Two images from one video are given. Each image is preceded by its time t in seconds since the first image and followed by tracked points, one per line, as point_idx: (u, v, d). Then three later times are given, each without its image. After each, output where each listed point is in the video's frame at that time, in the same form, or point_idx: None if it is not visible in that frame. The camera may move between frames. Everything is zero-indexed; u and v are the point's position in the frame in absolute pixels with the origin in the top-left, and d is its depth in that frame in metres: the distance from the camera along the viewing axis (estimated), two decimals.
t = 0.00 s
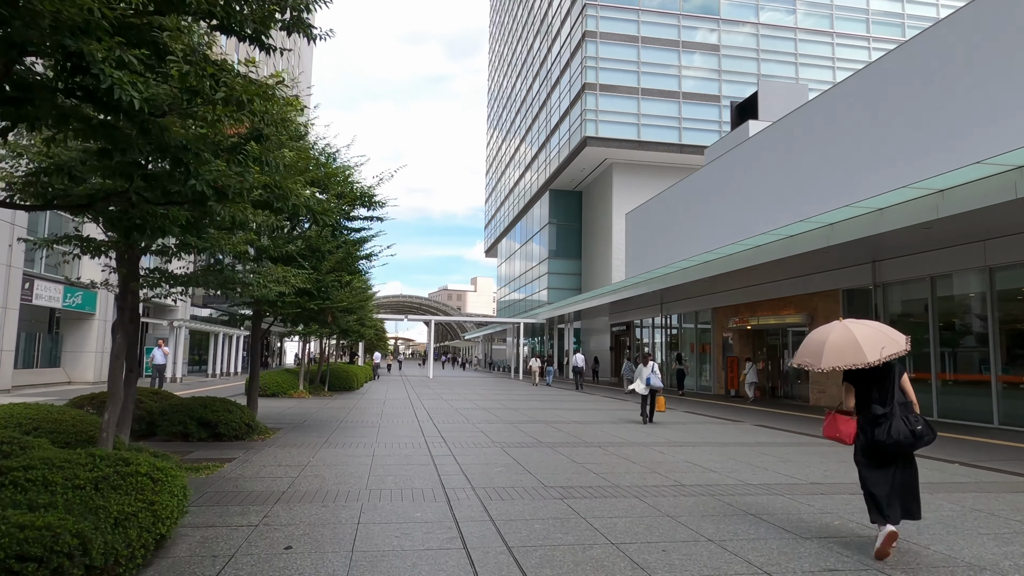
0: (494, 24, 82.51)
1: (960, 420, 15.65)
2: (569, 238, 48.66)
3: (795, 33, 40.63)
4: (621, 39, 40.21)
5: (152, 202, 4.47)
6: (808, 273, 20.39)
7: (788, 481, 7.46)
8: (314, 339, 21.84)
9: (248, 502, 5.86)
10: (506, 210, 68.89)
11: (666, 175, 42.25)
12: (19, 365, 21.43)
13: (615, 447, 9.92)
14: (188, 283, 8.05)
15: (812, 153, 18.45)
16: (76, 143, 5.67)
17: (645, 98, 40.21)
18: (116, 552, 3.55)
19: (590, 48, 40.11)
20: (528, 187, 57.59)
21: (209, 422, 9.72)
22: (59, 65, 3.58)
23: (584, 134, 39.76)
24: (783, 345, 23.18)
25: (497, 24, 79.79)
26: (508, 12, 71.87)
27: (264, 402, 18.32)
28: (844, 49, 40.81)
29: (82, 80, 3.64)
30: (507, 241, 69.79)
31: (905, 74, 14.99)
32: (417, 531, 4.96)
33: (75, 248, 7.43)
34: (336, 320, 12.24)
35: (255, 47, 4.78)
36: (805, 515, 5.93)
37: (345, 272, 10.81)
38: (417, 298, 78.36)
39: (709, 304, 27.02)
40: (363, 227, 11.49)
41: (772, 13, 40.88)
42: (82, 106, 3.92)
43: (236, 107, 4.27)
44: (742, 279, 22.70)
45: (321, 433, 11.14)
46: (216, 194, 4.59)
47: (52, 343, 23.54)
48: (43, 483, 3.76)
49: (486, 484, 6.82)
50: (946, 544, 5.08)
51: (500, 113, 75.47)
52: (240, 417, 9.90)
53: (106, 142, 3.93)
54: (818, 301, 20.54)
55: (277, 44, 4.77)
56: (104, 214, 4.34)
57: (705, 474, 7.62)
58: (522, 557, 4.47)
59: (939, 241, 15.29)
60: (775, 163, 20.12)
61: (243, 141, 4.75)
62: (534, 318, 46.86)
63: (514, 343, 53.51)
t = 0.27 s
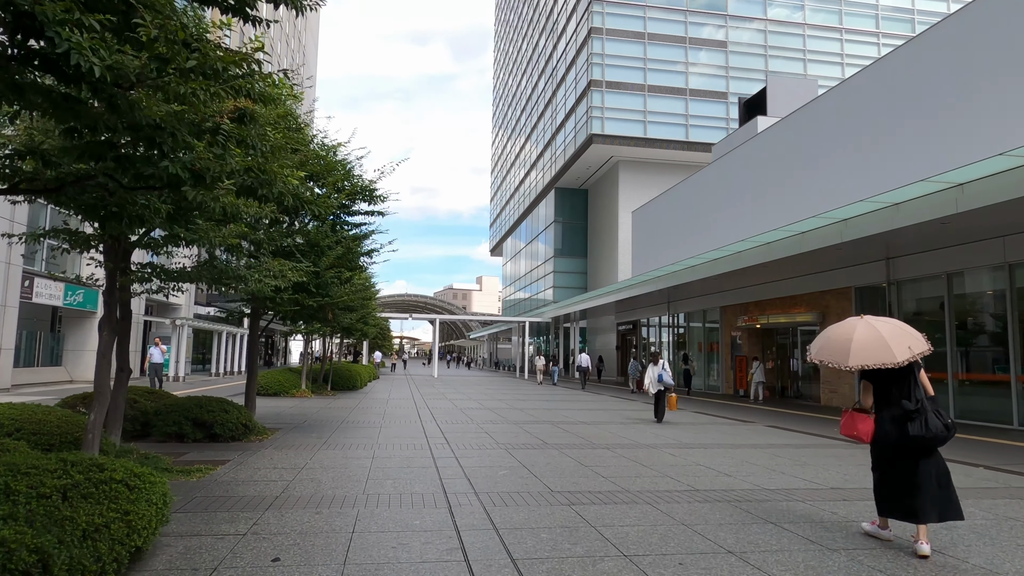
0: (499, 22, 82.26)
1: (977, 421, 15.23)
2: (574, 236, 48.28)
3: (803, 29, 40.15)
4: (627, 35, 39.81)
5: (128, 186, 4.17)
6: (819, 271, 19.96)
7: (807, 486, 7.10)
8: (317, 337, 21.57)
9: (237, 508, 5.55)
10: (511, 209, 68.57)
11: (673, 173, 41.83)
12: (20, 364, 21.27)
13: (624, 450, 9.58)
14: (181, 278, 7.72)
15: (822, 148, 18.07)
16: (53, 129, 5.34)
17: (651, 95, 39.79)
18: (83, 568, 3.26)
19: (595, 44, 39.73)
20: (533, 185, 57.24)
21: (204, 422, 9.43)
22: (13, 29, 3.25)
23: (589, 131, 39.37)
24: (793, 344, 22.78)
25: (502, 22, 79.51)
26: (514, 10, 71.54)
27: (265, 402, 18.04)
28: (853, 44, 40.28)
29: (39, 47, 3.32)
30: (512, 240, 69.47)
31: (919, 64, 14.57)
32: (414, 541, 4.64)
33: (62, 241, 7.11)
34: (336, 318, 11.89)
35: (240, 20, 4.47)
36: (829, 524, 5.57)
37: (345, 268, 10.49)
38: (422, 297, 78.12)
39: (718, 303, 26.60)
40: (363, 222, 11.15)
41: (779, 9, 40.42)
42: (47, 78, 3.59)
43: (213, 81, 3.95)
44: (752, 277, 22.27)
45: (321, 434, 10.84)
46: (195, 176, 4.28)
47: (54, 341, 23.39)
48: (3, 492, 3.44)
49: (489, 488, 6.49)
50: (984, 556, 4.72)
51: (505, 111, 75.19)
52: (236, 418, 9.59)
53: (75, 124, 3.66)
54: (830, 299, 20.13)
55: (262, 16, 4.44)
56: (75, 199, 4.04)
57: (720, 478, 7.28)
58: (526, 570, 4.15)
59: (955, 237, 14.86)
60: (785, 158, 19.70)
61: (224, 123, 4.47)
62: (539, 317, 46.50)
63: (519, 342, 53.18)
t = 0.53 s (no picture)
0: (503, 21, 82.02)
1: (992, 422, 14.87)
2: (579, 236, 47.97)
3: (810, 26, 39.80)
4: (633, 32, 39.49)
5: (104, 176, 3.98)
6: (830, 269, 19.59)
7: (826, 492, 6.80)
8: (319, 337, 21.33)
9: (229, 517, 5.28)
10: (515, 208, 68.29)
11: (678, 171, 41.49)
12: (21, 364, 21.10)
13: (632, 453, 9.29)
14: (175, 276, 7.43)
15: (829, 145, 17.78)
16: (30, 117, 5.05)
17: (657, 93, 39.46)
18: None
19: (600, 42, 39.40)
20: (538, 185, 56.94)
21: (201, 424, 9.18)
22: None
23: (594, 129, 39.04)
24: (802, 344, 22.45)
25: (507, 21, 79.28)
26: (518, 9, 71.25)
27: (266, 403, 17.78)
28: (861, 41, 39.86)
29: None
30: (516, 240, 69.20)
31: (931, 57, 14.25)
32: (414, 554, 4.36)
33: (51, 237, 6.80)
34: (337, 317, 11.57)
35: None
36: (853, 535, 5.27)
37: (345, 266, 10.24)
38: (427, 296, 77.88)
39: (725, 302, 26.25)
40: (364, 220, 10.88)
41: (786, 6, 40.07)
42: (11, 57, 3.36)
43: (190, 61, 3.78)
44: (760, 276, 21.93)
45: (322, 436, 10.59)
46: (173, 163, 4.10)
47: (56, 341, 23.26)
48: None
49: (493, 494, 6.24)
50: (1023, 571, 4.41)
51: (510, 111, 74.96)
52: (234, 420, 9.33)
53: (42, 107, 3.47)
54: (841, 298, 19.78)
55: None
56: (48, 190, 3.83)
57: (735, 484, 6.98)
58: None
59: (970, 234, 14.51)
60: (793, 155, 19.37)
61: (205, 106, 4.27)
62: (544, 316, 46.19)
63: (524, 342, 52.89)
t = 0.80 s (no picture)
0: (506, 21, 81.81)
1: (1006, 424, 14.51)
2: (584, 235, 47.65)
3: (816, 24, 39.38)
4: (637, 31, 39.17)
5: (70, 158, 3.77)
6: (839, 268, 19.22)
7: (843, 499, 6.49)
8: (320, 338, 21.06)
9: (214, 526, 5.00)
10: (519, 208, 68.01)
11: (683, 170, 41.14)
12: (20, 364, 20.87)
13: (640, 456, 9.00)
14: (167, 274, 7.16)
15: (834, 142, 17.50)
16: None
17: (662, 91, 39.13)
18: None
19: (605, 40, 39.09)
20: (541, 184, 56.67)
21: (195, 427, 8.91)
22: None
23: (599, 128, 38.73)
24: (811, 344, 22.11)
25: (510, 21, 79.05)
26: (522, 8, 70.97)
27: (266, 404, 17.52)
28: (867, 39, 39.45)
29: None
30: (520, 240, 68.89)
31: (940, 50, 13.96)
32: (407, 568, 4.07)
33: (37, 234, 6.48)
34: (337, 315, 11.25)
35: None
36: (875, 545, 4.96)
37: (343, 264, 9.97)
38: (430, 297, 77.64)
39: (732, 302, 25.90)
40: (362, 217, 10.61)
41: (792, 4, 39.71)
42: None
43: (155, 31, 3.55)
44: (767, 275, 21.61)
45: (320, 438, 10.30)
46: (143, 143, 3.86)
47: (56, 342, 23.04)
48: None
49: (495, 501, 5.95)
50: None
51: (514, 110, 74.70)
52: (229, 422, 9.06)
53: None
54: (851, 297, 19.43)
55: None
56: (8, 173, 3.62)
57: (748, 490, 6.67)
58: None
59: (984, 231, 14.16)
60: (799, 152, 19.06)
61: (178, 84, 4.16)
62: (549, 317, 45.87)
63: (528, 342, 52.57)
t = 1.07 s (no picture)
0: (510, 20, 81.35)
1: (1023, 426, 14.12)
2: (588, 234, 47.25)
3: (823, 21, 38.92)
4: (641, 28, 38.76)
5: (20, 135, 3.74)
6: (849, 266, 18.80)
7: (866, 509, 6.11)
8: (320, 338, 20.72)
9: (192, 540, 4.67)
10: (522, 208, 67.58)
11: (688, 169, 40.72)
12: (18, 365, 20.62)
13: (647, 460, 8.64)
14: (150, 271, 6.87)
15: (841, 138, 17.15)
16: None
17: (667, 89, 38.71)
18: None
19: (609, 37, 38.66)
20: (545, 184, 56.23)
21: (185, 430, 8.58)
22: None
23: (603, 126, 38.33)
24: (819, 343, 21.73)
25: (514, 20, 78.55)
26: (525, 7, 70.54)
27: (263, 406, 17.18)
28: (874, 36, 38.99)
29: None
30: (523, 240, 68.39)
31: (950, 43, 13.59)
32: None
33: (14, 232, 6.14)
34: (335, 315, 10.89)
35: None
36: (905, 561, 4.60)
37: (339, 261, 9.65)
38: (433, 297, 77.31)
39: (739, 301, 25.50)
40: (360, 212, 10.26)
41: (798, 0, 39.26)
42: None
43: None
44: (775, 273, 21.22)
45: (317, 441, 9.98)
46: (89, 114, 3.84)
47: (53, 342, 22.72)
48: None
49: (495, 510, 5.62)
50: None
51: (517, 110, 74.29)
52: (220, 425, 8.73)
53: None
54: (862, 296, 19.06)
55: None
56: None
57: (764, 498, 6.31)
58: None
59: (999, 227, 13.77)
60: (807, 148, 18.68)
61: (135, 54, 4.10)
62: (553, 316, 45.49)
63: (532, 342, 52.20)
